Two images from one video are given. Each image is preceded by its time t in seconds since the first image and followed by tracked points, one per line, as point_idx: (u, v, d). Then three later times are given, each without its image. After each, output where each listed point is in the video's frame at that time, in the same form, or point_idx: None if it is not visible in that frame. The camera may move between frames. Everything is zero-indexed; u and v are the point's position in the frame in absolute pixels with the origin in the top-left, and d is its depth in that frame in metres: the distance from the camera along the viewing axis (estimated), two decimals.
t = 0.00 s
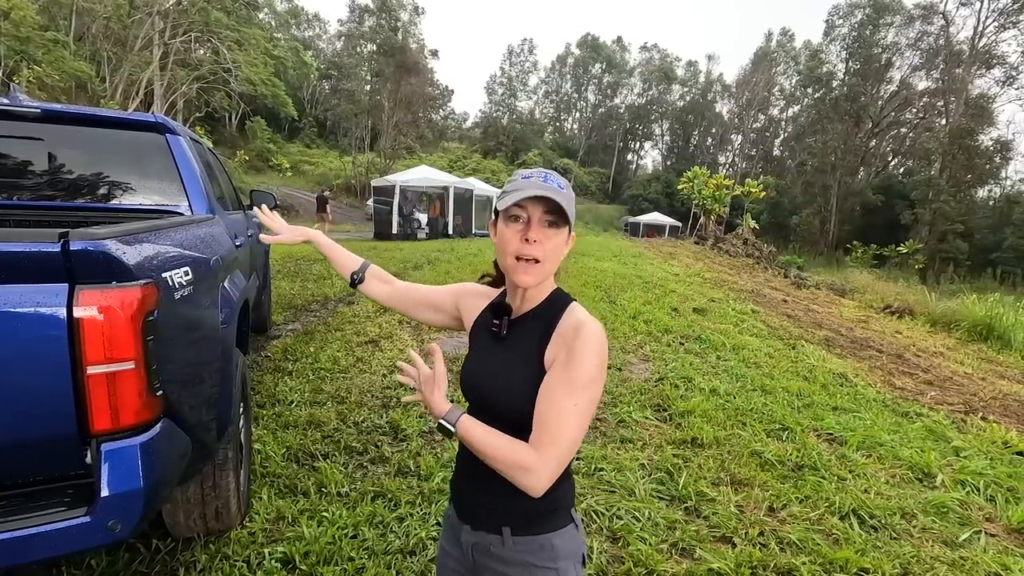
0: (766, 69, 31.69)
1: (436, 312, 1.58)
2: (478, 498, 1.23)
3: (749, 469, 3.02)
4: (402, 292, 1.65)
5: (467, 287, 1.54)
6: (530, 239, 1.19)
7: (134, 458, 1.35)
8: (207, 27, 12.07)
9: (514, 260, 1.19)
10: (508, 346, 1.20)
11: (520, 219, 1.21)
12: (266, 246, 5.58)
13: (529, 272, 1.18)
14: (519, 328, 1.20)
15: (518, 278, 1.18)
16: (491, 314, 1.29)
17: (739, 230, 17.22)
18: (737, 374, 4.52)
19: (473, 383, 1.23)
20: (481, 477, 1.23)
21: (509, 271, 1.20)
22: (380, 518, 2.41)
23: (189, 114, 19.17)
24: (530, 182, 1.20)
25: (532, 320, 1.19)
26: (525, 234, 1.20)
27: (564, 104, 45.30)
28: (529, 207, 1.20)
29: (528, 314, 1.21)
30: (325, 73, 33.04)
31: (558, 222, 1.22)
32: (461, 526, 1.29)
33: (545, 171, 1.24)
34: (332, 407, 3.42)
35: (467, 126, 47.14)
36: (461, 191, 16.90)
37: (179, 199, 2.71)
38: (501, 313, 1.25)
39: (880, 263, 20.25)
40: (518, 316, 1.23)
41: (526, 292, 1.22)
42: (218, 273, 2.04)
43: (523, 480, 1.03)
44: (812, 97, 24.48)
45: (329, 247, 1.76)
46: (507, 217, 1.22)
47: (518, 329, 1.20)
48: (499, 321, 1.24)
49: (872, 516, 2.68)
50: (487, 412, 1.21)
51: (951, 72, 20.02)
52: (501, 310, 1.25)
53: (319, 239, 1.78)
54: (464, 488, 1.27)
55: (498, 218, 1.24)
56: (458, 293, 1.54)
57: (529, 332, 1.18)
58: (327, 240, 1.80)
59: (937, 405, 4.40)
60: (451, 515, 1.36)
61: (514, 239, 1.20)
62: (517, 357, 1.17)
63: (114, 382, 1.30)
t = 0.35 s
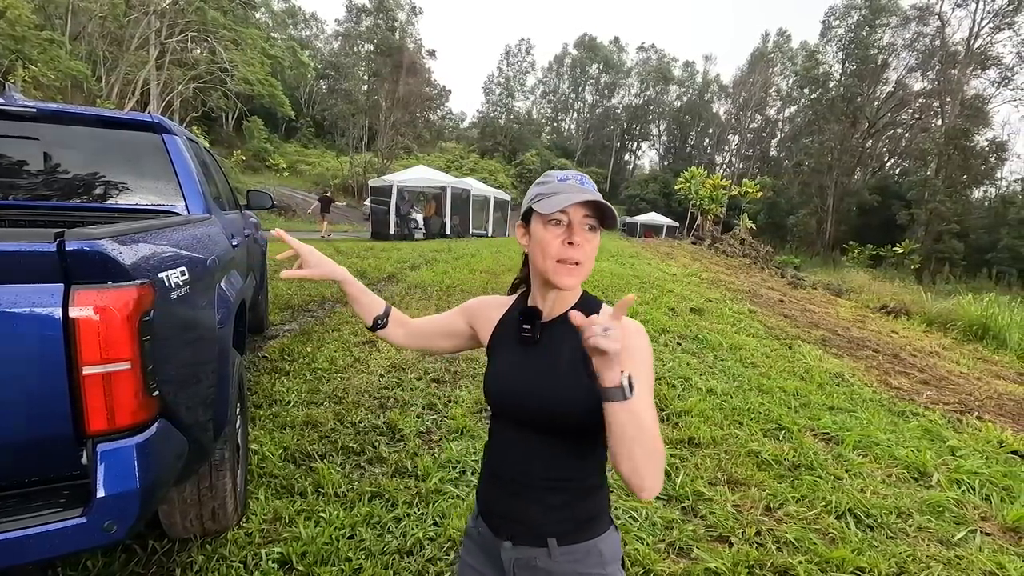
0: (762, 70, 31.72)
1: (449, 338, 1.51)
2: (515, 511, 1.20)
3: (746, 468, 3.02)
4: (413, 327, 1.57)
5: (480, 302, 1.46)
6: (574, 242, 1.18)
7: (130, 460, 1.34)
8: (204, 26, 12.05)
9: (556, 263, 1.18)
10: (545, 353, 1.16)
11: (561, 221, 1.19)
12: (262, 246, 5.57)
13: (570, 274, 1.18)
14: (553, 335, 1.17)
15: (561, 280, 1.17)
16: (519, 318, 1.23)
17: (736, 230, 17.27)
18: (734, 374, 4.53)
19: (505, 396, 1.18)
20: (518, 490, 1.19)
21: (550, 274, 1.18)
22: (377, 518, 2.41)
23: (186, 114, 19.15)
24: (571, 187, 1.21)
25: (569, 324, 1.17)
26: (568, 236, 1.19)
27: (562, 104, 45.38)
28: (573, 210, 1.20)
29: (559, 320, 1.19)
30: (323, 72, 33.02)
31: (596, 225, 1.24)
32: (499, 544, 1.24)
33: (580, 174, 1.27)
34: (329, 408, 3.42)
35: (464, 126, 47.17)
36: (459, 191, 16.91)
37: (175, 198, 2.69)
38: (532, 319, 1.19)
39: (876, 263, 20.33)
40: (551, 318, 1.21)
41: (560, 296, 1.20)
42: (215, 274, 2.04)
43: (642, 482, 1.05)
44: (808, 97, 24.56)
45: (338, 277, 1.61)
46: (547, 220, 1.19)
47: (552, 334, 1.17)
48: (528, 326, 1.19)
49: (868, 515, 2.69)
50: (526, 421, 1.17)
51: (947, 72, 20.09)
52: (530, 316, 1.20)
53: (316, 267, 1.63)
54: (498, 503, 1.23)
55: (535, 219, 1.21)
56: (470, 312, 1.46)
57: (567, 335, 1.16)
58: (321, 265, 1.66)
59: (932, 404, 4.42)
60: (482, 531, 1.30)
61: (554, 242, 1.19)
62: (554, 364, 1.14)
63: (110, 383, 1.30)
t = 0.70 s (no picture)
0: (759, 70, 31.76)
1: (519, 364, 1.47)
2: (596, 545, 1.18)
3: (742, 468, 3.03)
4: (480, 350, 1.51)
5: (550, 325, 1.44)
6: (653, 255, 1.16)
7: (125, 461, 1.34)
8: (200, 26, 12.04)
9: (634, 280, 1.15)
10: (631, 379, 1.14)
11: (635, 235, 1.18)
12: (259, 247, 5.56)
13: (650, 292, 1.15)
14: (638, 358, 1.16)
15: (639, 299, 1.14)
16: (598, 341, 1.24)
17: (733, 231, 17.33)
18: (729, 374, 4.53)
19: (594, 426, 1.15)
20: (603, 527, 1.17)
21: (626, 293, 1.16)
22: (373, 519, 2.40)
23: (181, 113, 19.10)
24: (642, 197, 1.20)
25: (655, 346, 1.15)
26: (645, 251, 1.17)
27: (559, 104, 45.44)
28: (646, 224, 1.19)
29: (644, 338, 1.18)
30: (319, 73, 33.01)
31: (673, 234, 1.22)
32: None
33: (651, 183, 1.26)
34: (325, 408, 3.41)
35: (462, 126, 47.21)
36: (456, 191, 16.92)
37: (170, 199, 2.68)
38: (613, 341, 1.19)
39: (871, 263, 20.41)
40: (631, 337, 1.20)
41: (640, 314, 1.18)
42: (211, 274, 2.02)
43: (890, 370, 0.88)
44: (804, 98, 24.64)
45: (425, 293, 1.50)
46: (620, 236, 1.18)
47: (637, 358, 1.16)
48: (610, 349, 1.19)
49: (864, 515, 2.70)
50: (616, 455, 1.14)
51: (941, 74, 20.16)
52: (611, 337, 1.19)
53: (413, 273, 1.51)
54: (583, 537, 1.21)
55: (606, 235, 1.20)
56: (540, 336, 1.43)
57: (654, 359, 1.14)
58: (414, 269, 1.54)
59: (928, 404, 4.43)
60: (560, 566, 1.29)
61: (631, 258, 1.17)
62: (644, 390, 1.12)
63: (104, 385, 1.29)
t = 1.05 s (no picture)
0: (755, 71, 31.80)
1: (556, 364, 1.49)
2: (635, 552, 1.18)
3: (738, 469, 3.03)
4: (519, 349, 1.54)
5: (587, 325, 1.46)
6: (704, 254, 1.15)
7: (119, 463, 1.33)
8: (196, 26, 11.98)
9: (682, 279, 1.14)
10: (672, 383, 1.14)
11: (687, 232, 1.16)
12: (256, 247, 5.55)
13: (701, 291, 1.14)
14: (679, 361, 1.16)
15: (689, 298, 1.13)
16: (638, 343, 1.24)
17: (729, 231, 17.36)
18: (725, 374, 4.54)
19: (633, 428, 1.15)
20: (639, 532, 1.17)
21: (675, 292, 1.15)
22: (369, 520, 2.40)
23: (177, 113, 19.01)
24: (697, 193, 1.18)
25: (696, 347, 1.15)
26: (697, 249, 1.15)
27: (556, 104, 45.46)
28: (700, 219, 1.16)
29: (687, 339, 1.17)
30: (316, 72, 32.93)
31: (727, 232, 1.20)
32: None
33: (706, 178, 1.23)
34: (322, 409, 3.41)
35: (459, 126, 47.21)
36: (453, 191, 16.91)
37: (165, 199, 2.68)
38: (652, 341, 1.20)
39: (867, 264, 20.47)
40: (674, 337, 1.20)
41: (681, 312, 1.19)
42: (206, 275, 2.01)
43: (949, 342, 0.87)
44: (801, 99, 24.70)
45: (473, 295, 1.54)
46: (672, 232, 1.17)
47: (678, 361, 1.16)
48: (651, 352, 1.19)
49: (859, 515, 2.71)
50: (656, 459, 1.14)
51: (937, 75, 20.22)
52: (651, 337, 1.19)
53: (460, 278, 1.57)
54: (622, 544, 1.20)
55: (656, 229, 1.19)
56: (577, 335, 1.45)
57: (697, 363, 1.14)
58: (464, 269, 1.59)
59: (923, 404, 4.45)
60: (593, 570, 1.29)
61: (682, 256, 1.15)
62: (686, 392, 1.12)
63: (97, 386, 1.28)
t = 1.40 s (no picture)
0: (751, 71, 31.89)
1: (564, 356, 1.53)
2: (620, 549, 1.19)
3: (734, 469, 3.04)
4: (532, 341, 1.58)
5: (591, 317, 1.49)
6: (693, 257, 1.15)
7: (114, 463, 1.33)
8: (191, 25, 11.95)
9: (671, 280, 1.15)
10: (659, 382, 1.13)
11: (678, 234, 1.17)
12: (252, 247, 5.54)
13: (689, 292, 1.14)
14: (668, 359, 1.15)
15: (677, 299, 1.13)
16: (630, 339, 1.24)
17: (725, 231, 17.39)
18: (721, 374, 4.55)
19: (620, 423, 1.16)
20: (621, 526, 1.18)
21: (664, 292, 1.15)
22: (366, 520, 2.39)
23: (172, 112, 18.95)
24: (690, 196, 1.18)
25: (685, 344, 1.14)
26: (686, 252, 1.16)
27: (553, 105, 45.51)
28: (691, 222, 1.17)
29: (677, 339, 1.16)
30: (312, 72, 32.88)
31: (720, 236, 1.19)
32: None
33: (705, 182, 1.22)
34: (318, 409, 3.40)
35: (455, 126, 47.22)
36: (449, 191, 16.91)
37: (160, 199, 2.67)
38: (642, 338, 1.19)
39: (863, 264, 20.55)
40: (664, 338, 1.19)
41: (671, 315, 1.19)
42: (201, 275, 2.00)
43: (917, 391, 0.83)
44: (796, 99, 24.78)
45: (484, 290, 1.59)
46: (664, 232, 1.18)
47: (667, 359, 1.15)
48: (639, 348, 1.19)
49: (855, 514, 2.72)
50: (641, 456, 1.14)
51: (932, 76, 20.32)
52: (642, 334, 1.19)
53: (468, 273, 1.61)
54: (607, 540, 1.22)
55: (651, 230, 1.20)
56: (580, 329, 1.48)
57: (684, 362, 1.13)
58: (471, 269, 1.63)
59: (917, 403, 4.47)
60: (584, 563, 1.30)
61: (672, 258, 1.16)
62: (670, 389, 1.12)
63: (93, 387, 1.28)
